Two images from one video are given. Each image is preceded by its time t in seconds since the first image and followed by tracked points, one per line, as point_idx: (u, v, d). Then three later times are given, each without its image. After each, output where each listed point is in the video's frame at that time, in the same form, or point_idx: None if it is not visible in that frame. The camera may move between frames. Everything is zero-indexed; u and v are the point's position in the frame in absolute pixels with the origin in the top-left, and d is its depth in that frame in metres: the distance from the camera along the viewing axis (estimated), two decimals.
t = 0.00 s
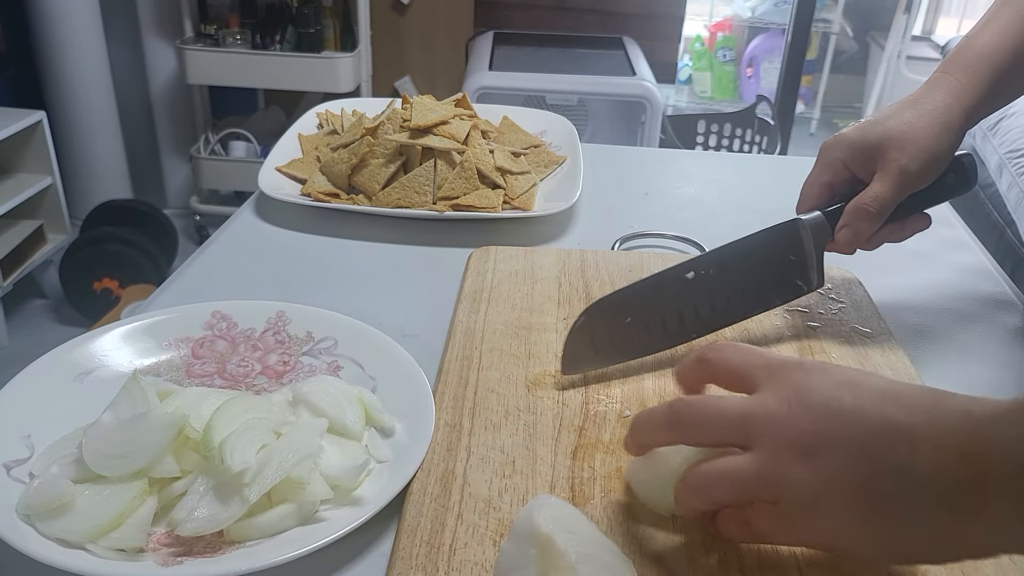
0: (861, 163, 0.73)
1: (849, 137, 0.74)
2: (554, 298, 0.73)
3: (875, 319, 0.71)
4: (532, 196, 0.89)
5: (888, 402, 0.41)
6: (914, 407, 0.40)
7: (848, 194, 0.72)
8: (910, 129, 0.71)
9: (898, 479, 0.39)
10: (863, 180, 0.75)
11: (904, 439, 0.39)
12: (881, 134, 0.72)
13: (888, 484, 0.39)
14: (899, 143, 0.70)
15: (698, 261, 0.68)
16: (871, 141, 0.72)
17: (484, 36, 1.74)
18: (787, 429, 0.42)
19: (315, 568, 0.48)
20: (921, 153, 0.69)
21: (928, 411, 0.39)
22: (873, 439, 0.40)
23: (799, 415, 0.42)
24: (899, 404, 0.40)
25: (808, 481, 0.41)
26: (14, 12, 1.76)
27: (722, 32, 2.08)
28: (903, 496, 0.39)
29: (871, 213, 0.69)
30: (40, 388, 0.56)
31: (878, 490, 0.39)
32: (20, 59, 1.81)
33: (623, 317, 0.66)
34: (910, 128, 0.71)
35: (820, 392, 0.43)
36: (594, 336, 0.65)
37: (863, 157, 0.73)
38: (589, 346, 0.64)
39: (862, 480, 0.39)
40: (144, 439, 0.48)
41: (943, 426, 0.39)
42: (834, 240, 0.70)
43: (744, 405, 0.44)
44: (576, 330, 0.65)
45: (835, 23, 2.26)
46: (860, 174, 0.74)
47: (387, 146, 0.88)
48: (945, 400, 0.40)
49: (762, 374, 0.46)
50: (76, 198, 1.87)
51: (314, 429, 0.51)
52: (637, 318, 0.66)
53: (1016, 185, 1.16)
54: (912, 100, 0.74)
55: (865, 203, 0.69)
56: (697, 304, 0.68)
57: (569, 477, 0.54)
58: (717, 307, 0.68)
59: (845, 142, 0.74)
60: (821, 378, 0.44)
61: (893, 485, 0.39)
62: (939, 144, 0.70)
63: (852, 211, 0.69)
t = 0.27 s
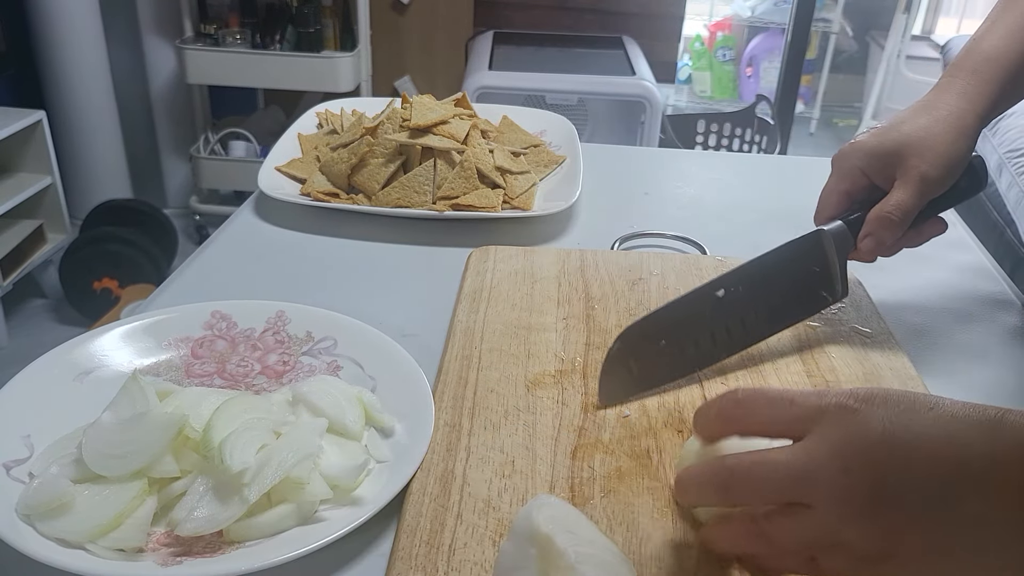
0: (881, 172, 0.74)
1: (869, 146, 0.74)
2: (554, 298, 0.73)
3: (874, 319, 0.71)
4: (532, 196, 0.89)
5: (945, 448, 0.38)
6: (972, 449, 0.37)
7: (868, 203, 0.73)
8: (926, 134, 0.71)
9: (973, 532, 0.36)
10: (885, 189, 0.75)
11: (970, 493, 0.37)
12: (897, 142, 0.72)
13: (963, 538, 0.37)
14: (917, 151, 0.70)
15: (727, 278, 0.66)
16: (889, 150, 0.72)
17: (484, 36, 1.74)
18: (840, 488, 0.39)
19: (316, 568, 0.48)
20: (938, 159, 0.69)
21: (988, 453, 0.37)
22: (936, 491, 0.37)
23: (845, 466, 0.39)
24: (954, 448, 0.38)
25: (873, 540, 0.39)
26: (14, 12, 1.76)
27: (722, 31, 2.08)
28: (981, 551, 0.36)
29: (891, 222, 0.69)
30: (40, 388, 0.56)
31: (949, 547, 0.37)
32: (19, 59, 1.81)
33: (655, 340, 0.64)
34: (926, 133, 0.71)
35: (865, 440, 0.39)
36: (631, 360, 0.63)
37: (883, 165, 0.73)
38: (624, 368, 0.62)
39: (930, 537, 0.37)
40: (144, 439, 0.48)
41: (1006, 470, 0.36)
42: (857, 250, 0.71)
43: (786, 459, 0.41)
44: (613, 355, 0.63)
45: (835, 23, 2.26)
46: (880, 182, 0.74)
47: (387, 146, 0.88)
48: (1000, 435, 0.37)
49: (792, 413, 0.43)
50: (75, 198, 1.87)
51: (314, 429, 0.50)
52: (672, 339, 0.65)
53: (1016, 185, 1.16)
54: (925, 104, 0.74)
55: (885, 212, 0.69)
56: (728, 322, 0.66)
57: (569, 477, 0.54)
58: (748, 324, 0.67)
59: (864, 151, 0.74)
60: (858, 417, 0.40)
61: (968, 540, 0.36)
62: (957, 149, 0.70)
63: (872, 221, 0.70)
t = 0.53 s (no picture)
0: (889, 172, 0.73)
1: (876, 147, 0.74)
2: (554, 298, 0.73)
3: (874, 319, 0.71)
4: (532, 196, 0.89)
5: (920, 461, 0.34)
6: (948, 450, 0.34)
7: (875, 204, 0.72)
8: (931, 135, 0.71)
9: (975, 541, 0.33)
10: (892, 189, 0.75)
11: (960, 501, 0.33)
12: (904, 143, 0.72)
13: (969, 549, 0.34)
14: (926, 151, 0.70)
15: (738, 281, 0.65)
16: (897, 151, 0.72)
17: (484, 36, 1.74)
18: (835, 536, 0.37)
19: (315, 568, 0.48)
20: (947, 162, 0.69)
21: (965, 449, 0.33)
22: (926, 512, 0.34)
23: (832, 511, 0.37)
24: (929, 454, 0.34)
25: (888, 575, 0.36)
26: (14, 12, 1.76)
27: (722, 31, 2.08)
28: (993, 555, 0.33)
29: (901, 224, 0.68)
30: (40, 388, 0.56)
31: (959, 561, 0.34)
32: (19, 59, 1.81)
33: (666, 347, 0.63)
34: (933, 134, 0.71)
35: (841, 481, 0.37)
36: (644, 366, 0.62)
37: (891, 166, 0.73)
38: (637, 378, 0.61)
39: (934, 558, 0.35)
40: (144, 439, 0.48)
41: (990, 462, 0.33)
42: (866, 251, 0.70)
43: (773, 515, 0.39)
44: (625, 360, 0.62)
45: (835, 23, 2.26)
46: (889, 182, 0.74)
47: (387, 146, 0.88)
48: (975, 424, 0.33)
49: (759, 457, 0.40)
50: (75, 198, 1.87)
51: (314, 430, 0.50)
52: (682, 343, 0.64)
53: (1016, 184, 1.16)
54: (931, 104, 0.74)
55: (894, 214, 0.68)
56: (737, 327, 0.65)
57: (569, 477, 0.54)
58: (758, 327, 0.66)
59: (871, 152, 0.74)
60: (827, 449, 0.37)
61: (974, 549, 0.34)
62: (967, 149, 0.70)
63: (882, 223, 0.69)
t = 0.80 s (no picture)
0: (919, 176, 0.72)
1: (908, 150, 0.72)
2: (554, 298, 0.73)
3: (874, 319, 0.71)
4: (532, 196, 0.89)
5: (898, 434, 0.35)
6: (926, 424, 0.34)
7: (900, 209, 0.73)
8: (963, 136, 0.70)
9: (950, 517, 0.33)
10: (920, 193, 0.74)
11: (937, 476, 0.34)
12: (938, 146, 0.71)
13: (944, 527, 0.34)
14: (963, 157, 0.70)
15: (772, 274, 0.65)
16: (930, 154, 0.71)
17: (484, 36, 1.74)
18: (810, 515, 0.37)
19: (315, 568, 0.48)
20: (982, 171, 0.69)
21: (944, 422, 0.34)
22: (903, 488, 0.34)
23: (810, 488, 0.37)
24: (908, 429, 0.34)
25: (864, 559, 0.36)
26: (14, 12, 1.76)
27: (722, 32, 2.08)
28: (966, 534, 0.33)
29: (925, 229, 0.70)
30: (39, 388, 0.56)
31: (934, 541, 0.34)
32: (19, 59, 1.81)
33: (701, 341, 0.60)
34: (963, 137, 0.70)
35: (819, 456, 0.37)
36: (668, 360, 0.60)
37: (922, 170, 0.72)
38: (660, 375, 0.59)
39: (911, 538, 0.34)
40: (143, 439, 0.48)
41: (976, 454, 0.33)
42: (890, 254, 0.71)
43: (750, 492, 0.39)
44: (657, 355, 0.60)
45: (835, 23, 2.26)
46: (917, 186, 0.73)
47: (388, 146, 0.88)
48: (953, 398, 0.34)
49: (744, 436, 0.41)
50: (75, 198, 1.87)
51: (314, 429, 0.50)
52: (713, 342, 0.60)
53: (1017, 184, 1.16)
54: (955, 105, 0.74)
55: (921, 218, 0.70)
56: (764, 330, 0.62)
57: (569, 477, 0.54)
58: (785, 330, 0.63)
59: (902, 155, 0.73)
60: (808, 427, 0.38)
61: (950, 527, 0.33)
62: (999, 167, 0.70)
63: (908, 225, 0.70)
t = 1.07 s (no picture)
0: (928, 191, 0.70)
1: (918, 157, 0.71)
2: (555, 298, 0.73)
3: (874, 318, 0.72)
4: (532, 196, 0.89)
5: (924, 449, 0.34)
6: (954, 440, 0.33)
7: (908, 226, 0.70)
8: (968, 149, 0.69)
9: (967, 524, 0.34)
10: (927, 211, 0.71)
11: (959, 490, 0.34)
12: (946, 161, 0.69)
13: (959, 533, 0.34)
14: (972, 172, 0.68)
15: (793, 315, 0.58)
16: (938, 170, 0.69)
17: (485, 36, 1.74)
18: (829, 523, 0.37)
19: (315, 568, 0.48)
20: (989, 189, 0.68)
21: (974, 439, 0.33)
22: (924, 497, 0.34)
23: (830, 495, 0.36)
24: (934, 444, 0.34)
25: (878, 556, 0.37)
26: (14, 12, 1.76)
27: (722, 32, 2.08)
28: (981, 538, 0.34)
29: (932, 254, 0.67)
30: (39, 388, 0.56)
31: (946, 542, 0.35)
32: (19, 60, 1.81)
33: (721, 390, 0.55)
34: (970, 148, 0.69)
35: (845, 467, 0.35)
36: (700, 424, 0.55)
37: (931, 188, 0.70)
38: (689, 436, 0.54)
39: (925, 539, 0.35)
40: (143, 440, 0.48)
41: (994, 460, 0.33)
42: (897, 274, 0.68)
43: (769, 499, 0.38)
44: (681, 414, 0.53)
45: (835, 23, 2.24)
46: (924, 203, 0.71)
47: (388, 146, 0.88)
48: (981, 414, 0.33)
49: (763, 444, 0.38)
50: (75, 198, 1.87)
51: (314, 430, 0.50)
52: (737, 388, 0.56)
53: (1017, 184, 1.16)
54: (961, 116, 0.73)
55: (932, 240, 0.67)
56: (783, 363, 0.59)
57: (569, 477, 0.54)
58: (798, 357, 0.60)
59: (911, 170, 0.70)
60: (833, 437, 0.36)
61: (964, 532, 0.34)
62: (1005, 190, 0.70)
63: (917, 247, 0.67)
